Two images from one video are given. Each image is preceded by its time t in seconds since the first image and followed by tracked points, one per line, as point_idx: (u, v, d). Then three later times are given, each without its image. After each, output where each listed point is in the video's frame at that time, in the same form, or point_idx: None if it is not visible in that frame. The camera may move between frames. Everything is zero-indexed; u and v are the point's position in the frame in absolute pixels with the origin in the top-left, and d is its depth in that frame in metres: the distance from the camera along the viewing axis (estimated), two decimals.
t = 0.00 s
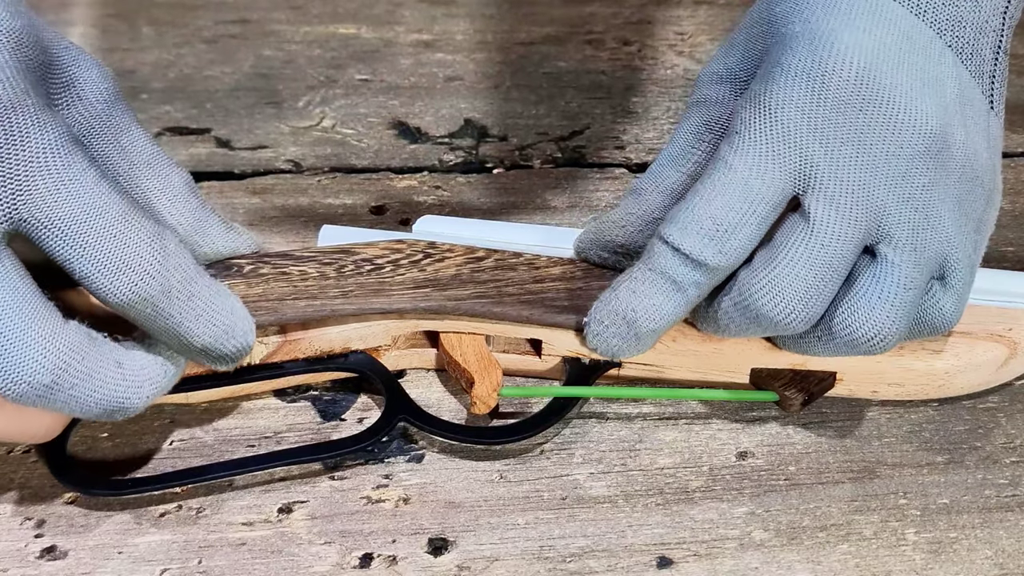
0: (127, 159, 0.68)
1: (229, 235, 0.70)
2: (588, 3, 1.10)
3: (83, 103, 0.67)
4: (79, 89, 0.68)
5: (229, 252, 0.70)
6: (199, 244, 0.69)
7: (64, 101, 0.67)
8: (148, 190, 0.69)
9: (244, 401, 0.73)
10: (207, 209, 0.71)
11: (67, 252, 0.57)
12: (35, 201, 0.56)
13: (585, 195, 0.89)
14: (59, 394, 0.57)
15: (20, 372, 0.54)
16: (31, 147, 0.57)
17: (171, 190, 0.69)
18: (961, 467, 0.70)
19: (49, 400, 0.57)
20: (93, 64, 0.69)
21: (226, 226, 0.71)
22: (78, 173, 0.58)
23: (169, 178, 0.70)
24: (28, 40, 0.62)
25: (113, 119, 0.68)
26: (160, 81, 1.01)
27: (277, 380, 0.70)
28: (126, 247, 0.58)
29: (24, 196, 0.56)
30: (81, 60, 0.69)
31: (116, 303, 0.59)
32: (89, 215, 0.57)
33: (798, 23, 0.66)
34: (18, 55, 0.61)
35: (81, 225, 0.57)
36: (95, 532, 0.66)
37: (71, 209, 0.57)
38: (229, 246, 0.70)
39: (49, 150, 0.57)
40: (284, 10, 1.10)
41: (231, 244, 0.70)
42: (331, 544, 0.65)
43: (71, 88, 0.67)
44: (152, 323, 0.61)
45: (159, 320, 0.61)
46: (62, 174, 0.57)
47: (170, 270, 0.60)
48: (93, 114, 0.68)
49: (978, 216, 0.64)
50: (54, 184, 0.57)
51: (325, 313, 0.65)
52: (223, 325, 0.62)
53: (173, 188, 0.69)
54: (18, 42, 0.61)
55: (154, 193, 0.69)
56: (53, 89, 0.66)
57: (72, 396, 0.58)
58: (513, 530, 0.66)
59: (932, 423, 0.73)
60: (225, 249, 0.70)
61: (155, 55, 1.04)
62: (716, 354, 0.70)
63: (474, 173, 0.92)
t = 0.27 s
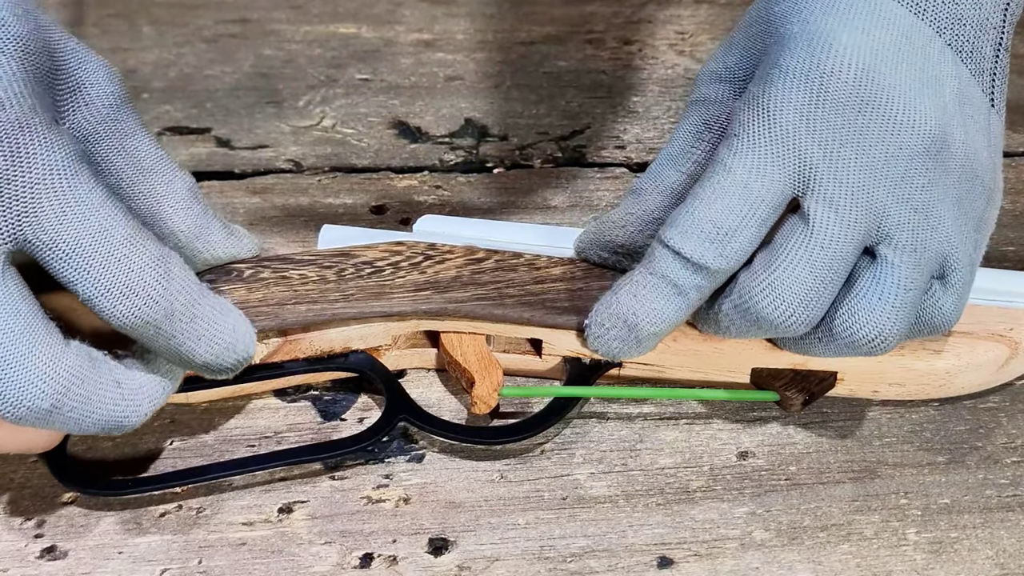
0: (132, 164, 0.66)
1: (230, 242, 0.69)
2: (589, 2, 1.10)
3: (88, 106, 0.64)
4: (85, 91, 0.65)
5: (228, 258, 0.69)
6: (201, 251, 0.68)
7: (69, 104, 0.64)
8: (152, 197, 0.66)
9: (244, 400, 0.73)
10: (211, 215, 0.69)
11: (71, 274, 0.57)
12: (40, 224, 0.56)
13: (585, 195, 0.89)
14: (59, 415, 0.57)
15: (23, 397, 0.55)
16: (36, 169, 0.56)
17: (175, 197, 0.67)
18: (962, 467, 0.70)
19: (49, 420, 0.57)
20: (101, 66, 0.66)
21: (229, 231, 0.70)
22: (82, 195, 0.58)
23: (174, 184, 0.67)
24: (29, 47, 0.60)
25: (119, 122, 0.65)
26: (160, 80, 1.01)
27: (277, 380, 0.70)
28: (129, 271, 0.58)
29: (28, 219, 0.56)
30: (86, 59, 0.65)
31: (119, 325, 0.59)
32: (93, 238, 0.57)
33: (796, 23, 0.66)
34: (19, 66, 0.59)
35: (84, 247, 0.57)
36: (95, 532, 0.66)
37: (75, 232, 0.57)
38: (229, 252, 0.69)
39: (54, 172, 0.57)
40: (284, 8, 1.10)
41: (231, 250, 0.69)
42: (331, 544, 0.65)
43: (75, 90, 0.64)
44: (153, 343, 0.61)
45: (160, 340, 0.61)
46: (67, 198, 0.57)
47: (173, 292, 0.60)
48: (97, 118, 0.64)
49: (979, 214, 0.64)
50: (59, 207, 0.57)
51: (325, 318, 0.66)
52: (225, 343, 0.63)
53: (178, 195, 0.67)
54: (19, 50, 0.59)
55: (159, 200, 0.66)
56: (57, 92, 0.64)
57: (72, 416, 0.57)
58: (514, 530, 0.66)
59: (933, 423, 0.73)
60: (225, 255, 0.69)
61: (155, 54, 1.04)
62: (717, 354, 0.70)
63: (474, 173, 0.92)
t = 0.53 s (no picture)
0: (139, 169, 0.66)
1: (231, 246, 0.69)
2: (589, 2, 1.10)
3: (98, 109, 0.64)
4: (94, 94, 0.64)
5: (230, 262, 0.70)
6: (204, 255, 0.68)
7: (78, 108, 0.64)
8: (159, 204, 0.67)
9: (244, 400, 0.73)
10: (214, 218, 0.69)
11: (76, 288, 0.57)
12: (45, 240, 0.56)
13: (585, 194, 0.89)
14: (57, 430, 0.57)
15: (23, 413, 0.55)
16: (42, 188, 0.56)
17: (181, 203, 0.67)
18: (963, 467, 0.70)
19: (46, 434, 0.57)
20: (112, 69, 0.66)
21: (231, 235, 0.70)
22: (87, 212, 0.58)
23: (180, 189, 0.67)
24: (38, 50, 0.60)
25: (128, 126, 0.65)
26: (160, 79, 1.01)
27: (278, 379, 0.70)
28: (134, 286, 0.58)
29: (34, 236, 0.56)
30: (97, 61, 0.65)
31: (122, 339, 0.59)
32: (98, 255, 0.57)
33: (794, 21, 0.66)
34: (27, 74, 0.59)
35: (90, 264, 0.57)
36: (95, 531, 0.66)
37: (81, 249, 0.57)
38: (231, 256, 0.69)
39: (60, 190, 0.57)
40: (285, 7, 1.10)
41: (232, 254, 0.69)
42: (332, 544, 0.65)
43: (86, 92, 0.64)
44: (156, 355, 0.61)
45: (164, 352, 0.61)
46: (73, 215, 0.57)
47: (178, 307, 0.60)
48: (106, 123, 0.64)
49: (979, 212, 0.64)
50: (65, 223, 0.57)
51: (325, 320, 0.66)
52: (228, 355, 0.63)
53: (184, 201, 0.67)
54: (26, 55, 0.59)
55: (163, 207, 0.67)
56: (66, 95, 0.63)
57: (71, 431, 0.57)
58: (515, 530, 0.66)
59: (934, 423, 0.72)
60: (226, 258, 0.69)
61: (155, 53, 1.04)
62: (718, 354, 0.70)
63: (474, 173, 0.92)
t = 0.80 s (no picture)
0: (135, 167, 0.67)
1: (232, 246, 0.70)
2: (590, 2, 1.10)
3: (97, 107, 0.66)
4: (93, 92, 0.66)
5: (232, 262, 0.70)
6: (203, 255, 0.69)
7: (78, 105, 0.66)
8: (155, 202, 0.68)
9: (245, 399, 0.73)
10: (211, 216, 0.70)
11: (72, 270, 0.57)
12: (42, 222, 0.57)
13: (586, 194, 0.89)
14: (43, 415, 0.56)
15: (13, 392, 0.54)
16: (38, 169, 0.56)
17: (179, 201, 0.69)
18: (964, 467, 0.70)
19: (34, 418, 0.56)
20: (109, 67, 0.67)
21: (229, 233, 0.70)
22: (83, 193, 0.58)
23: (177, 188, 0.69)
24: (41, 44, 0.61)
25: (126, 125, 0.67)
26: (160, 79, 1.01)
27: (278, 379, 0.70)
28: (130, 267, 0.58)
29: (30, 218, 0.56)
30: (97, 59, 0.67)
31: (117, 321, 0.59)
32: (94, 236, 0.57)
33: (792, 19, 0.65)
34: (30, 64, 0.61)
35: (86, 245, 0.57)
36: (95, 531, 0.66)
37: (76, 229, 0.57)
38: (232, 255, 0.69)
39: (55, 172, 0.57)
40: (285, 7, 1.10)
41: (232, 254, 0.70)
42: (332, 544, 0.65)
43: (86, 90, 0.66)
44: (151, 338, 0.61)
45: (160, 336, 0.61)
46: (68, 195, 0.57)
47: (173, 285, 0.59)
48: (105, 120, 0.66)
49: (979, 208, 0.64)
50: (61, 205, 0.57)
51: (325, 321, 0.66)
52: (223, 342, 0.63)
53: (182, 201, 0.69)
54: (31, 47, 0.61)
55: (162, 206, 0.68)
56: (66, 92, 0.65)
57: (58, 416, 0.57)
58: (515, 530, 0.66)
59: (935, 423, 0.72)
60: (226, 258, 0.69)
61: (155, 53, 1.04)
62: (719, 354, 0.69)
63: (474, 173, 0.92)
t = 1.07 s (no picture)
0: (123, 164, 0.65)
1: (237, 227, 0.69)
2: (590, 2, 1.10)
3: (77, 95, 0.63)
4: (71, 84, 0.63)
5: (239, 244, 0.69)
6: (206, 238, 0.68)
7: (54, 94, 0.63)
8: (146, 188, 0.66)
9: (245, 399, 0.73)
10: (208, 196, 0.68)
11: (52, 275, 0.58)
12: (20, 228, 0.57)
13: (586, 194, 0.89)
14: (31, 418, 0.56)
15: None
16: (16, 174, 0.57)
17: (171, 184, 0.66)
18: (965, 467, 0.70)
19: (21, 423, 0.56)
20: (88, 54, 0.64)
21: (230, 216, 0.69)
22: (61, 199, 0.58)
23: (170, 169, 0.67)
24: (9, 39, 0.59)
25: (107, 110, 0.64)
26: (160, 79, 1.01)
27: (278, 379, 0.70)
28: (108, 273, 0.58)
29: (9, 222, 0.57)
30: (73, 47, 0.63)
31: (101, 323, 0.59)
32: (73, 242, 0.58)
33: (788, 17, 0.65)
34: (3, 63, 0.59)
35: (65, 250, 0.57)
36: (95, 531, 0.66)
37: (55, 235, 0.57)
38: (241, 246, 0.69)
39: (33, 177, 0.57)
40: (285, 7, 1.10)
41: (244, 239, 0.69)
42: (332, 544, 0.65)
43: (60, 77, 0.63)
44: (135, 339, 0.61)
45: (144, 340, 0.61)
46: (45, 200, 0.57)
47: (151, 291, 0.59)
48: (85, 109, 0.63)
49: (978, 206, 0.64)
50: (39, 210, 0.57)
51: (326, 322, 0.67)
52: (207, 350, 0.62)
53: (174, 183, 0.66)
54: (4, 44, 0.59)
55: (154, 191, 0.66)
56: (44, 87, 0.62)
57: (46, 420, 0.57)
58: (516, 530, 0.66)
59: (935, 423, 0.72)
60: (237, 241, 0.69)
61: (155, 53, 1.04)
62: (720, 354, 0.69)
63: (475, 172, 0.92)
